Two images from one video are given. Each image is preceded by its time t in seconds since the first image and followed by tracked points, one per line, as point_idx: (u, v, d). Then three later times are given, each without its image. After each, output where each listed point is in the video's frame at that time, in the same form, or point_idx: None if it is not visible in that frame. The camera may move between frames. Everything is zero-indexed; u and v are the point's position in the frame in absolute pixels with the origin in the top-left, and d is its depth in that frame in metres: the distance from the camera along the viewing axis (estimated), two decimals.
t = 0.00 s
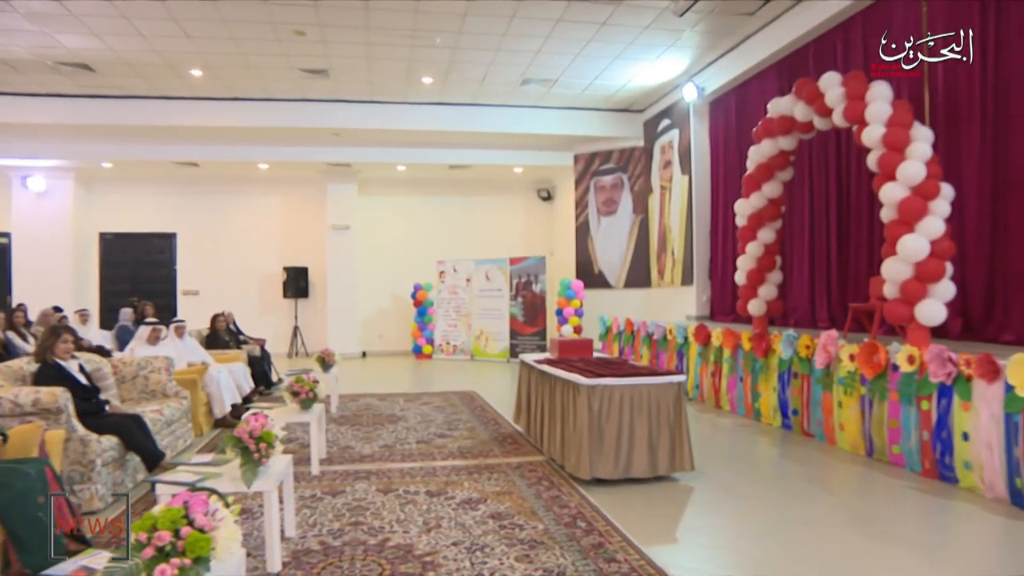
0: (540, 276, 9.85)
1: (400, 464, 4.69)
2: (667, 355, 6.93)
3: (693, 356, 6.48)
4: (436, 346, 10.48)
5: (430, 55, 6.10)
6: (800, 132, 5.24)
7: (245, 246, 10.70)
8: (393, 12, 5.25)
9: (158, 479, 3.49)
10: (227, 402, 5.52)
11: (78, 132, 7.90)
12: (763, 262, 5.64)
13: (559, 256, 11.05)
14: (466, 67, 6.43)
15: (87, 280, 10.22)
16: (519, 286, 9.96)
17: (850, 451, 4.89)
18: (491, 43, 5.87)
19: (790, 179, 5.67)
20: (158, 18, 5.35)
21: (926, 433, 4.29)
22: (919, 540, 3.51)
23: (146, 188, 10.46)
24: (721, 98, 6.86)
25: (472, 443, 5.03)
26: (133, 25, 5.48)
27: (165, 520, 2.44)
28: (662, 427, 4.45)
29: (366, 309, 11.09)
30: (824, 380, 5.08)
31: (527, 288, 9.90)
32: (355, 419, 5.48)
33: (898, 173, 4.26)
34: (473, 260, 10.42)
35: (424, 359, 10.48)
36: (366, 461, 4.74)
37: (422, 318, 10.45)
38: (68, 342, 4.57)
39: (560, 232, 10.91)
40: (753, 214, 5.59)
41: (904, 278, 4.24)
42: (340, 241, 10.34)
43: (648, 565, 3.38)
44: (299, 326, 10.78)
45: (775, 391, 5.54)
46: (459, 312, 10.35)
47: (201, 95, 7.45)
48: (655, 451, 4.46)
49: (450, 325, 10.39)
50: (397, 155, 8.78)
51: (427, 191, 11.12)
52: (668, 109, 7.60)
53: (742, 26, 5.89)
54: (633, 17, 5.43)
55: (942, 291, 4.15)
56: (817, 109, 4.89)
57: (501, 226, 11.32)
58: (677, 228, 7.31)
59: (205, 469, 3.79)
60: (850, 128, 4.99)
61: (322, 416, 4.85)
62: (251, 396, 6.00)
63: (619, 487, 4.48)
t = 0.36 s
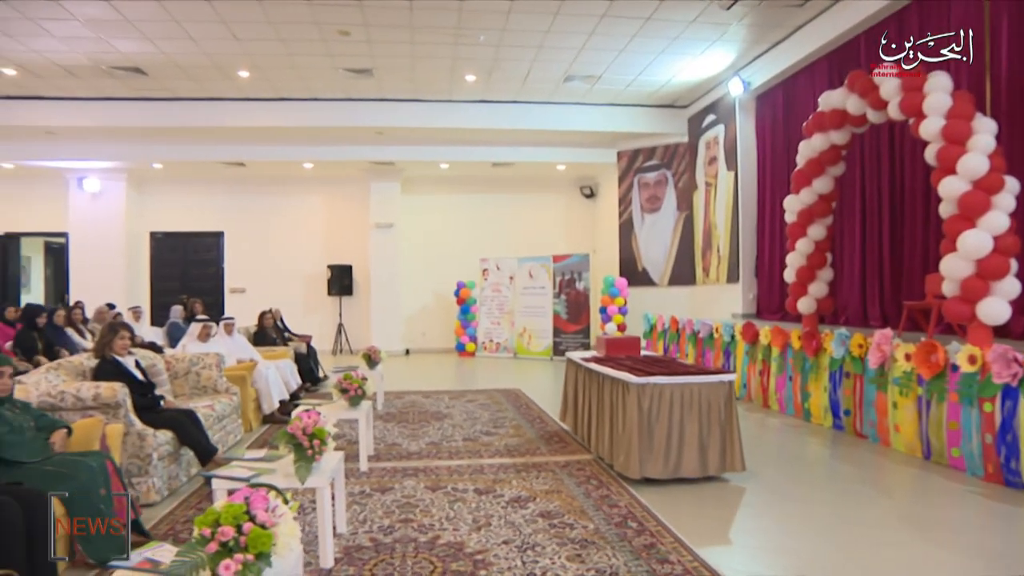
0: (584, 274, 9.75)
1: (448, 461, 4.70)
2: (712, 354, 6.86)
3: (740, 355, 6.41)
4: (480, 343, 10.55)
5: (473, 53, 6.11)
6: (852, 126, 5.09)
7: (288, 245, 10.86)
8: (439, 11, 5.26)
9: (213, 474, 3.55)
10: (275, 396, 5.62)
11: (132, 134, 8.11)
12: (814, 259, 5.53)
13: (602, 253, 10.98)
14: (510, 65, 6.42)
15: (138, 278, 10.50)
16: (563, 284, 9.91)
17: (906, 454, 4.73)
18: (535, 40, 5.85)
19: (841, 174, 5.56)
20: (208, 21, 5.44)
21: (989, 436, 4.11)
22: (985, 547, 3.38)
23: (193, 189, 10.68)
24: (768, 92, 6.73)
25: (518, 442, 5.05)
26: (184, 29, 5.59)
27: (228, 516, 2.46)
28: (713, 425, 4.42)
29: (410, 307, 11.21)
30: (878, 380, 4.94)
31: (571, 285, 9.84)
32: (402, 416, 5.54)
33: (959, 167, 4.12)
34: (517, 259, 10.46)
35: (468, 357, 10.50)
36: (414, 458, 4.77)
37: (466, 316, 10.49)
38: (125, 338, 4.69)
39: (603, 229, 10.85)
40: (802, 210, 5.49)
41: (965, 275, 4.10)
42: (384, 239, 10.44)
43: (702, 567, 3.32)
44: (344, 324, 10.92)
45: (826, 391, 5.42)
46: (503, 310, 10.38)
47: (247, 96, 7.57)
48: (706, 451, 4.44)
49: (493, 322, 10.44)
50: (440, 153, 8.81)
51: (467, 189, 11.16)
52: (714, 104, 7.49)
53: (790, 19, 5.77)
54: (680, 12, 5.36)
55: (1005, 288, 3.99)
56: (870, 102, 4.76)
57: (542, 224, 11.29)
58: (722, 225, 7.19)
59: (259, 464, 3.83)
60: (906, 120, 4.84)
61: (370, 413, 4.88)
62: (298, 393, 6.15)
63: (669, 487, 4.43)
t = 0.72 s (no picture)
0: (623, 271, 9.67)
1: (491, 458, 4.72)
2: (755, 351, 6.79)
3: (784, 354, 6.32)
4: (518, 341, 10.56)
5: (512, 50, 6.10)
6: (902, 119, 4.96)
7: (327, 243, 10.98)
8: (481, 8, 5.26)
9: (264, 470, 3.59)
10: (318, 395, 5.70)
11: (179, 135, 8.28)
12: (861, 256, 5.39)
13: (642, 250, 10.89)
14: (550, 61, 6.40)
15: (183, 276, 10.72)
16: (602, 281, 9.85)
17: (959, 456, 4.56)
18: (576, 35, 5.83)
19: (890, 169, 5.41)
20: (252, 22, 5.52)
21: None
22: None
23: (234, 188, 10.87)
24: (811, 86, 6.59)
25: (561, 439, 5.07)
26: (228, 31, 5.68)
27: (284, 512, 2.49)
28: (760, 425, 4.35)
29: (450, 305, 11.27)
30: (929, 379, 4.79)
31: (610, 283, 9.77)
32: (444, 413, 5.60)
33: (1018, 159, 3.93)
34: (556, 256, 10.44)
35: (507, 354, 10.60)
36: (457, 455, 4.79)
37: (505, 313, 10.59)
38: (174, 335, 4.77)
39: (643, 226, 10.76)
40: (849, 206, 5.37)
41: None
42: (424, 236, 10.50)
43: (752, 569, 3.26)
44: (383, 321, 11.02)
45: (874, 391, 5.29)
46: (542, 307, 10.38)
47: (288, 96, 7.66)
48: (753, 451, 4.37)
49: (532, 320, 10.43)
50: (479, 151, 8.82)
51: (504, 186, 11.16)
52: (755, 98, 7.37)
53: (832, 10, 5.57)
54: (723, 6, 5.28)
55: None
56: (921, 94, 4.61)
57: (579, 221, 11.24)
58: (765, 222, 7.07)
59: (308, 460, 3.87)
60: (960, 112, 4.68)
61: (413, 410, 4.91)
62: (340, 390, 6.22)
63: (714, 486, 4.37)
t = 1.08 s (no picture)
0: (658, 268, 9.59)
1: (528, 456, 4.72)
2: (793, 349, 6.71)
3: (823, 352, 6.23)
4: (552, 338, 10.53)
5: (546, 46, 6.08)
6: (948, 112, 4.79)
7: (359, 241, 11.07)
8: (515, 6, 5.25)
9: (305, 466, 3.62)
10: (354, 392, 5.73)
11: (217, 135, 8.41)
12: (903, 253, 5.26)
13: (676, 247, 10.78)
14: (584, 57, 6.37)
15: (220, 274, 10.89)
16: (636, 279, 9.81)
17: (1008, 459, 4.38)
18: (610, 31, 5.79)
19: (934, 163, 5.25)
20: (288, 22, 5.56)
21: None
22: None
23: (268, 187, 11.01)
24: (849, 80, 6.46)
25: (597, 438, 5.08)
26: (264, 31, 5.74)
27: (330, 508, 2.50)
28: (801, 424, 4.28)
29: (483, 302, 11.30)
30: (976, 379, 4.65)
31: (645, 280, 9.73)
32: (479, 410, 5.64)
33: None
34: (590, 253, 10.40)
35: (540, 351, 10.47)
36: (493, 452, 4.81)
37: (539, 310, 10.52)
38: (215, 332, 4.80)
39: (677, 223, 10.65)
40: (891, 202, 5.24)
41: None
42: (456, 234, 10.52)
43: (796, 571, 3.21)
44: (417, 319, 11.08)
45: (917, 390, 5.17)
46: (576, 304, 10.36)
47: (323, 95, 7.73)
48: (794, 451, 4.31)
49: (566, 317, 10.41)
50: (513, 148, 8.81)
51: (535, 183, 11.14)
52: (792, 93, 7.25)
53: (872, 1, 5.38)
54: None
55: None
56: (969, 85, 4.44)
57: (612, 217, 11.16)
58: (801, 218, 6.97)
59: (348, 456, 3.89)
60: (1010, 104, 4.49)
61: (450, 408, 4.92)
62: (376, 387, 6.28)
63: (755, 486, 4.32)
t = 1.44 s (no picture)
0: (690, 265, 9.63)
1: (562, 454, 4.73)
2: (829, 348, 6.63)
3: (859, 350, 6.15)
4: (583, 336, 10.49)
5: (578, 42, 6.05)
6: (993, 105, 4.66)
7: (388, 238, 11.14)
8: (549, 2, 5.23)
9: (343, 462, 3.65)
10: (387, 388, 5.75)
11: (251, 133, 8.51)
12: (944, 249, 5.15)
13: (707, 243, 10.67)
14: (615, 53, 6.34)
15: (252, 272, 11.05)
16: (668, 276, 9.79)
17: None
18: (644, 27, 5.75)
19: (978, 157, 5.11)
20: (321, 21, 5.60)
21: None
22: None
23: (299, 186, 11.12)
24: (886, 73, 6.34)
25: (631, 436, 5.07)
26: (297, 30, 5.78)
27: (373, 506, 2.52)
28: (840, 424, 4.21)
29: (513, 299, 11.31)
30: (1021, 379, 4.50)
31: (677, 277, 9.73)
32: (512, 408, 5.68)
33: None
34: (621, 250, 10.37)
35: (571, 349, 10.50)
36: (527, 450, 4.82)
37: (569, 308, 10.50)
38: (252, 329, 4.87)
39: (708, 219, 10.55)
40: (932, 197, 5.13)
41: None
42: (488, 231, 10.53)
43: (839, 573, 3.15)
44: (448, 316, 11.12)
45: (959, 390, 5.06)
46: (607, 302, 10.31)
47: (354, 93, 7.77)
48: (832, 451, 4.24)
49: (597, 314, 10.37)
50: (543, 144, 8.79)
51: (562, 180, 11.11)
52: (827, 87, 7.15)
53: None
54: None
55: None
56: (1015, 77, 4.33)
57: (642, 214, 11.10)
58: (837, 215, 6.90)
59: (385, 453, 3.92)
60: None
61: (484, 405, 4.94)
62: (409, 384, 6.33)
63: (792, 486, 4.27)
